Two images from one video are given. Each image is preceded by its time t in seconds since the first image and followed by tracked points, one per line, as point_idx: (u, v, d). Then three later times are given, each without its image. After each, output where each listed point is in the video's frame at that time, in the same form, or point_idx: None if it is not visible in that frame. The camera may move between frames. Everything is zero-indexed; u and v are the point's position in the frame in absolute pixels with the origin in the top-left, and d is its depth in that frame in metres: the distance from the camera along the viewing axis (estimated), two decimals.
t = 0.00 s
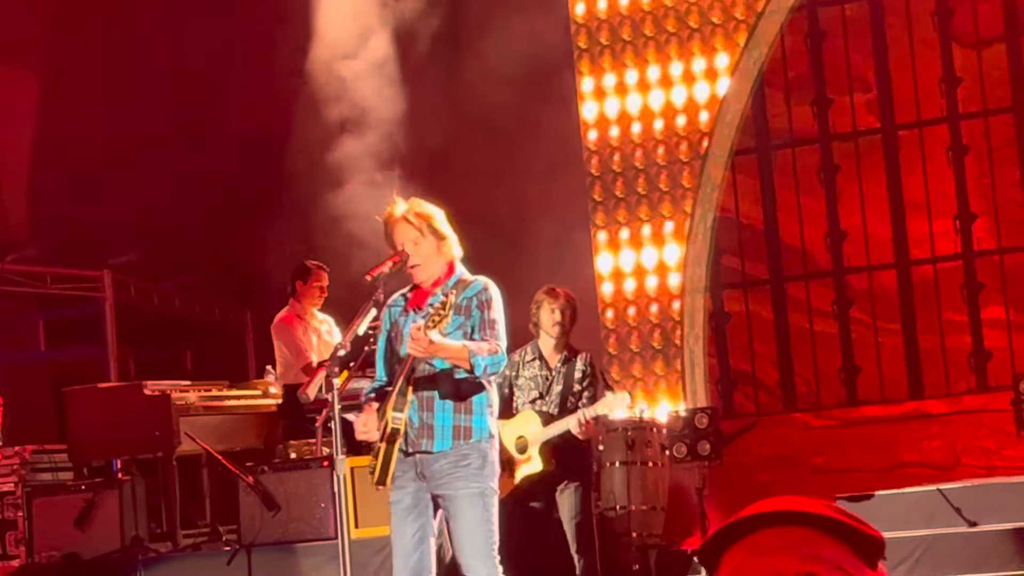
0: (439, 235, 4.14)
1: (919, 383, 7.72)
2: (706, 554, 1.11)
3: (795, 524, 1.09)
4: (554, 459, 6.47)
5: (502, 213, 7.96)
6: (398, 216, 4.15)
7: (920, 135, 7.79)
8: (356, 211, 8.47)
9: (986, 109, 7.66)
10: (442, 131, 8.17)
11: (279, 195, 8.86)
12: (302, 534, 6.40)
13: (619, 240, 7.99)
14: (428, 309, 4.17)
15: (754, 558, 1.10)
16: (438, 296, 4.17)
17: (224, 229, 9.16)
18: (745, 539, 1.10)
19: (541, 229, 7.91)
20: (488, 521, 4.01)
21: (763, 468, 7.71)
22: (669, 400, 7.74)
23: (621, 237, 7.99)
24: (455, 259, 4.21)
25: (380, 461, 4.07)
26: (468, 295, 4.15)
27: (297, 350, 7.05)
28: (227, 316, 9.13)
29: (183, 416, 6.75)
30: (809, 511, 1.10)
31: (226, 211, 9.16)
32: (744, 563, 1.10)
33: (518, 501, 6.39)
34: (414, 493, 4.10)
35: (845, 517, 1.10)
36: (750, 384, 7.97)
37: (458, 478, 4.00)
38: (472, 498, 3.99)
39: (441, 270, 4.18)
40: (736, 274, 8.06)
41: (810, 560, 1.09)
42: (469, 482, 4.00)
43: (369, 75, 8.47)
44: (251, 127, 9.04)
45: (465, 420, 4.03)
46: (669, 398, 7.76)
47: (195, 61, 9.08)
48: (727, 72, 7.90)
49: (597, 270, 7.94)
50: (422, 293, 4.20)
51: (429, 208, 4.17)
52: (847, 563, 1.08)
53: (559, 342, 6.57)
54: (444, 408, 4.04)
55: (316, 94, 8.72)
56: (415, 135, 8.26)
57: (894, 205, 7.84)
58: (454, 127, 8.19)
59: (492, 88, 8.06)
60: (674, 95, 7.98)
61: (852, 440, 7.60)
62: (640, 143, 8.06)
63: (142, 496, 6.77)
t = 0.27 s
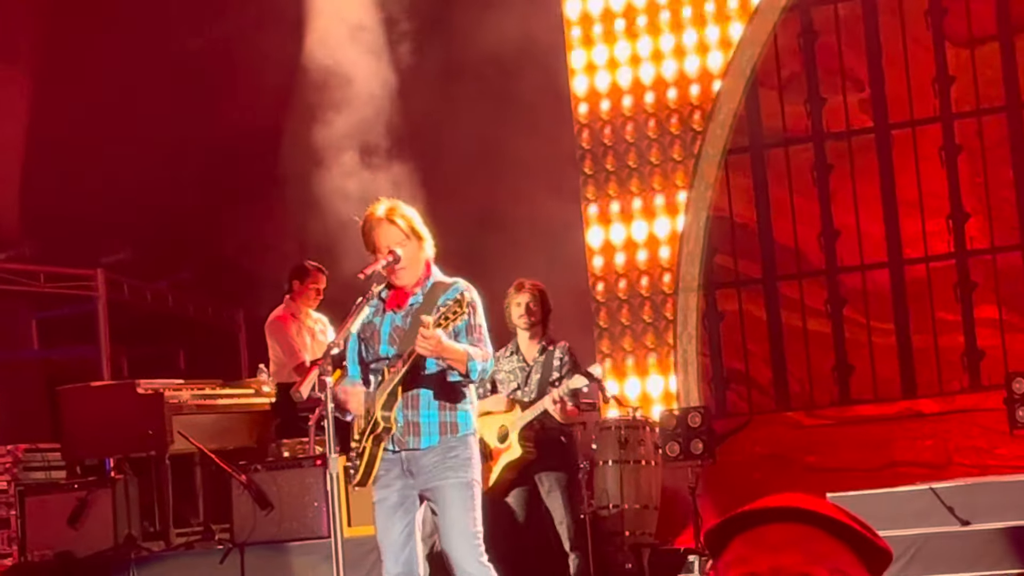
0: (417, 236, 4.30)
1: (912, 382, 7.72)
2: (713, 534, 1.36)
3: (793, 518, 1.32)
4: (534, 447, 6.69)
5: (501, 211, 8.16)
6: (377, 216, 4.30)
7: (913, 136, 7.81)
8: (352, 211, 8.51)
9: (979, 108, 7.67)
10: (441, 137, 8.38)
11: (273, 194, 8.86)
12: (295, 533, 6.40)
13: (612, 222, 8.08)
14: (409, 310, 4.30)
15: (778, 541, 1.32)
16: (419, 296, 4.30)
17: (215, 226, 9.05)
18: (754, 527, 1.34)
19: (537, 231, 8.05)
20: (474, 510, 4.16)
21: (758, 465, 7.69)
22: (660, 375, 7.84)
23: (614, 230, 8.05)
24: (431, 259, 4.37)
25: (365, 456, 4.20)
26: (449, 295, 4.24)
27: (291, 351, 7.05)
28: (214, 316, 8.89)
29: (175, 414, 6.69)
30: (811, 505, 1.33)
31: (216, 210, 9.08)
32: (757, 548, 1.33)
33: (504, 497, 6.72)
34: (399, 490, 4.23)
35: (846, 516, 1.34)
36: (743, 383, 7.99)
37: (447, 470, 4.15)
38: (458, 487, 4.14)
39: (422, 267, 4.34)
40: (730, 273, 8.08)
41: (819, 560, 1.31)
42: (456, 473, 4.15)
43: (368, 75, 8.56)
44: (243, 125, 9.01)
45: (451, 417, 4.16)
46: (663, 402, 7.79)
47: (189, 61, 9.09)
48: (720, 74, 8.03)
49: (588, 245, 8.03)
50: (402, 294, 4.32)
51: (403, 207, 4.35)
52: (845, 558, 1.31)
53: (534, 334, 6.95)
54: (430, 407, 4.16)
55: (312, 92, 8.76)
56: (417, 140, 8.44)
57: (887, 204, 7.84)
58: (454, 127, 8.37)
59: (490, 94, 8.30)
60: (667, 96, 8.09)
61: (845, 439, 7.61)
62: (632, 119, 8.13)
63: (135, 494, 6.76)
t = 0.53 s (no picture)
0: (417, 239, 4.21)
1: (904, 381, 7.72)
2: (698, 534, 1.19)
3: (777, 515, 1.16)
4: (496, 442, 6.49)
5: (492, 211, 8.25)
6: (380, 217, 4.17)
7: (904, 134, 7.81)
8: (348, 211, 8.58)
9: (971, 107, 7.64)
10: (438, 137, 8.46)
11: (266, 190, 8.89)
12: (287, 530, 6.38)
13: (603, 196, 8.25)
14: (405, 307, 4.22)
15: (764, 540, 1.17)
16: (415, 293, 4.22)
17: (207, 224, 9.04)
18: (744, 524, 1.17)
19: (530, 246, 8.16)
20: (467, 508, 4.03)
21: (748, 464, 7.74)
22: (647, 323, 8.05)
23: (607, 225, 8.21)
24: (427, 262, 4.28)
25: (356, 452, 4.07)
26: (442, 298, 4.18)
27: (284, 348, 7.03)
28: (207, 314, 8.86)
29: (167, 412, 6.68)
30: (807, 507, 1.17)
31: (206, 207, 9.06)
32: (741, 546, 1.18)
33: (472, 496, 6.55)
34: (389, 489, 4.10)
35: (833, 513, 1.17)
36: (735, 382, 8.02)
37: (440, 469, 4.03)
38: (453, 486, 4.02)
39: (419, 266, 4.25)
40: (721, 272, 8.12)
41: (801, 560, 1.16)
42: (450, 473, 4.03)
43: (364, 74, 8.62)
44: (236, 123, 9.04)
45: (440, 416, 4.04)
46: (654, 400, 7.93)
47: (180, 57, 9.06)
48: (710, 71, 8.10)
49: (579, 217, 8.24)
50: (395, 291, 4.22)
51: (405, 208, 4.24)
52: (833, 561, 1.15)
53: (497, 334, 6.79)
54: (418, 404, 4.05)
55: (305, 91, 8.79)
56: (417, 140, 8.50)
57: (878, 204, 7.85)
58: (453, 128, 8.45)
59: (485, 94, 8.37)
60: (660, 95, 8.18)
61: (836, 438, 7.61)
62: (621, 91, 8.28)
63: (126, 492, 6.74)
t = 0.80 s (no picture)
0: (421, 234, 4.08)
1: (898, 380, 7.74)
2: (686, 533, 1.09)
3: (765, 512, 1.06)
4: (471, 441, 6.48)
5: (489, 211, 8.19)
6: (383, 210, 4.03)
7: (898, 133, 7.84)
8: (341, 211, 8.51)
9: (966, 106, 7.68)
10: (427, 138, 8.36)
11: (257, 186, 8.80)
12: (282, 530, 6.39)
13: (597, 191, 8.13)
14: (405, 302, 4.06)
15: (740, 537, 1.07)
16: (416, 288, 4.06)
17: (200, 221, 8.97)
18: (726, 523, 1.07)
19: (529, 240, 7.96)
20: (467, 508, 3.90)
21: (741, 463, 7.74)
22: (642, 321, 7.95)
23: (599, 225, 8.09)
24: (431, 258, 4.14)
25: (357, 453, 3.92)
26: (445, 293, 4.03)
27: (279, 346, 7.03)
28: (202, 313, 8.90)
29: (161, 411, 6.70)
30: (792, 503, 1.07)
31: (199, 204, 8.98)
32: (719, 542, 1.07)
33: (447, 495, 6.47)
34: (388, 488, 3.97)
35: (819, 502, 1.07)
36: (729, 381, 8.00)
37: (440, 469, 3.90)
38: (453, 486, 3.90)
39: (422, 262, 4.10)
40: (715, 270, 8.11)
41: (784, 549, 1.05)
42: (450, 473, 3.90)
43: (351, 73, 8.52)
44: (225, 119, 8.93)
45: (441, 415, 3.90)
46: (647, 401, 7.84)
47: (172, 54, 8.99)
48: (706, 70, 7.99)
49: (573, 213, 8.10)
50: (397, 285, 4.07)
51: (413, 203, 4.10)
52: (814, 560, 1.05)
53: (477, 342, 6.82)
54: (420, 403, 3.91)
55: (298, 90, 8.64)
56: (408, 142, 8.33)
57: (873, 204, 7.87)
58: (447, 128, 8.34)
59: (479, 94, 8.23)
60: (654, 93, 8.07)
61: (831, 437, 7.63)
62: (616, 91, 8.16)
63: (121, 490, 6.74)
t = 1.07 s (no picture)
0: (416, 228, 4.09)
1: (893, 379, 7.74)
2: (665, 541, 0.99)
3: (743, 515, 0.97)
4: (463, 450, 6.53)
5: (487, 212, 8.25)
6: (381, 207, 4.09)
7: (894, 134, 7.81)
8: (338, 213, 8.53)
9: (960, 106, 7.67)
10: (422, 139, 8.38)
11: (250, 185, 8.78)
12: (277, 529, 6.39)
13: (586, 143, 8.23)
14: (409, 303, 4.06)
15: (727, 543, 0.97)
16: (420, 288, 4.07)
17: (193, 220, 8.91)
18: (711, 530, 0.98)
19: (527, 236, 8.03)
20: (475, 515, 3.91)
21: (735, 464, 7.76)
22: (632, 267, 8.09)
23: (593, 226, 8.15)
24: (434, 253, 4.15)
25: (366, 457, 3.91)
26: (449, 292, 4.05)
27: (273, 347, 7.03)
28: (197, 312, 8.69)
29: (155, 410, 6.71)
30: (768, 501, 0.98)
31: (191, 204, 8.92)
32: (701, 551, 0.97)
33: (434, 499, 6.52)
34: (394, 488, 3.98)
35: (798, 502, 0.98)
36: (724, 381, 8.01)
37: (448, 474, 3.91)
38: (462, 492, 3.90)
39: (422, 260, 4.11)
40: (710, 270, 8.14)
41: (753, 552, 0.96)
42: (459, 478, 3.91)
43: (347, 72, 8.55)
44: (219, 118, 8.90)
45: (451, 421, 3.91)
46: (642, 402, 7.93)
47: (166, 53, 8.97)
48: (701, 70, 8.07)
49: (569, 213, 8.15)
50: (400, 286, 4.08)
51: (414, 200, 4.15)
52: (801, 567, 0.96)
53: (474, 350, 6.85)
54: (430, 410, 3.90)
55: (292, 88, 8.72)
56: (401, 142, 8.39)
57: (867, 203, 7.85)
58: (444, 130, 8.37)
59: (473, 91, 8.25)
60: (647, 67, 8.18)
61: (825, 437, 7.65)
62: (607, 65, 8.25)
63: (115, 491, 6.72)
